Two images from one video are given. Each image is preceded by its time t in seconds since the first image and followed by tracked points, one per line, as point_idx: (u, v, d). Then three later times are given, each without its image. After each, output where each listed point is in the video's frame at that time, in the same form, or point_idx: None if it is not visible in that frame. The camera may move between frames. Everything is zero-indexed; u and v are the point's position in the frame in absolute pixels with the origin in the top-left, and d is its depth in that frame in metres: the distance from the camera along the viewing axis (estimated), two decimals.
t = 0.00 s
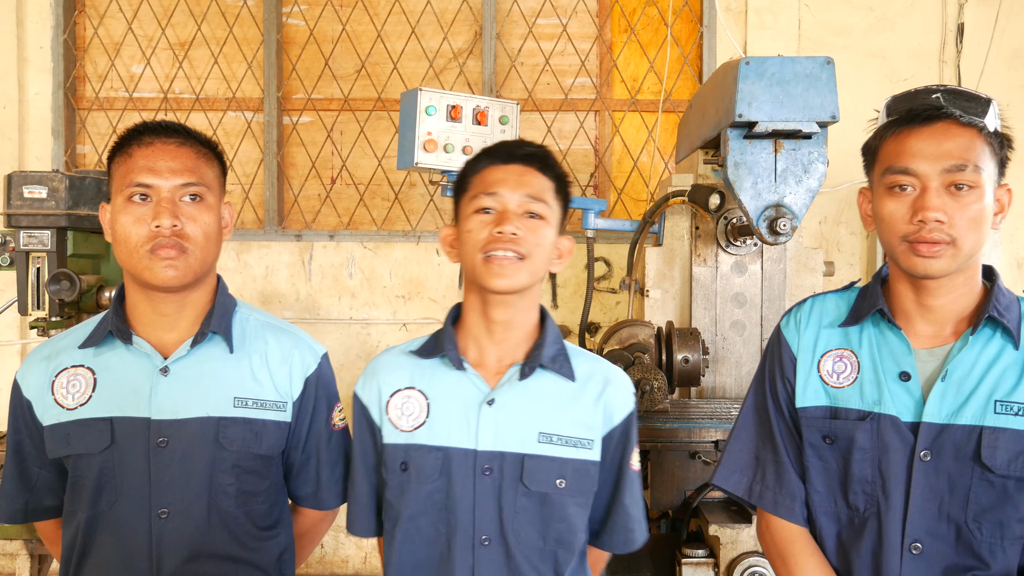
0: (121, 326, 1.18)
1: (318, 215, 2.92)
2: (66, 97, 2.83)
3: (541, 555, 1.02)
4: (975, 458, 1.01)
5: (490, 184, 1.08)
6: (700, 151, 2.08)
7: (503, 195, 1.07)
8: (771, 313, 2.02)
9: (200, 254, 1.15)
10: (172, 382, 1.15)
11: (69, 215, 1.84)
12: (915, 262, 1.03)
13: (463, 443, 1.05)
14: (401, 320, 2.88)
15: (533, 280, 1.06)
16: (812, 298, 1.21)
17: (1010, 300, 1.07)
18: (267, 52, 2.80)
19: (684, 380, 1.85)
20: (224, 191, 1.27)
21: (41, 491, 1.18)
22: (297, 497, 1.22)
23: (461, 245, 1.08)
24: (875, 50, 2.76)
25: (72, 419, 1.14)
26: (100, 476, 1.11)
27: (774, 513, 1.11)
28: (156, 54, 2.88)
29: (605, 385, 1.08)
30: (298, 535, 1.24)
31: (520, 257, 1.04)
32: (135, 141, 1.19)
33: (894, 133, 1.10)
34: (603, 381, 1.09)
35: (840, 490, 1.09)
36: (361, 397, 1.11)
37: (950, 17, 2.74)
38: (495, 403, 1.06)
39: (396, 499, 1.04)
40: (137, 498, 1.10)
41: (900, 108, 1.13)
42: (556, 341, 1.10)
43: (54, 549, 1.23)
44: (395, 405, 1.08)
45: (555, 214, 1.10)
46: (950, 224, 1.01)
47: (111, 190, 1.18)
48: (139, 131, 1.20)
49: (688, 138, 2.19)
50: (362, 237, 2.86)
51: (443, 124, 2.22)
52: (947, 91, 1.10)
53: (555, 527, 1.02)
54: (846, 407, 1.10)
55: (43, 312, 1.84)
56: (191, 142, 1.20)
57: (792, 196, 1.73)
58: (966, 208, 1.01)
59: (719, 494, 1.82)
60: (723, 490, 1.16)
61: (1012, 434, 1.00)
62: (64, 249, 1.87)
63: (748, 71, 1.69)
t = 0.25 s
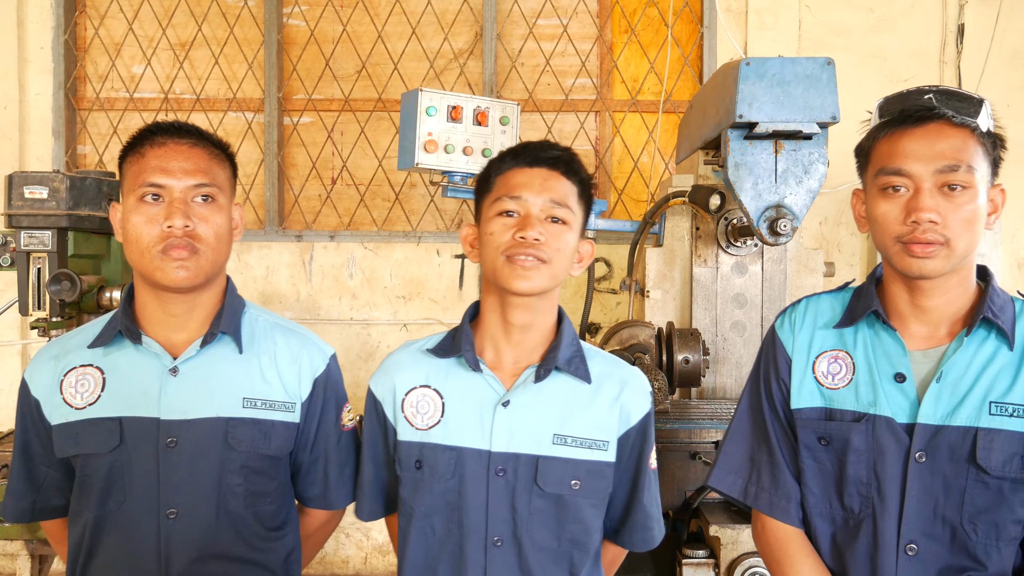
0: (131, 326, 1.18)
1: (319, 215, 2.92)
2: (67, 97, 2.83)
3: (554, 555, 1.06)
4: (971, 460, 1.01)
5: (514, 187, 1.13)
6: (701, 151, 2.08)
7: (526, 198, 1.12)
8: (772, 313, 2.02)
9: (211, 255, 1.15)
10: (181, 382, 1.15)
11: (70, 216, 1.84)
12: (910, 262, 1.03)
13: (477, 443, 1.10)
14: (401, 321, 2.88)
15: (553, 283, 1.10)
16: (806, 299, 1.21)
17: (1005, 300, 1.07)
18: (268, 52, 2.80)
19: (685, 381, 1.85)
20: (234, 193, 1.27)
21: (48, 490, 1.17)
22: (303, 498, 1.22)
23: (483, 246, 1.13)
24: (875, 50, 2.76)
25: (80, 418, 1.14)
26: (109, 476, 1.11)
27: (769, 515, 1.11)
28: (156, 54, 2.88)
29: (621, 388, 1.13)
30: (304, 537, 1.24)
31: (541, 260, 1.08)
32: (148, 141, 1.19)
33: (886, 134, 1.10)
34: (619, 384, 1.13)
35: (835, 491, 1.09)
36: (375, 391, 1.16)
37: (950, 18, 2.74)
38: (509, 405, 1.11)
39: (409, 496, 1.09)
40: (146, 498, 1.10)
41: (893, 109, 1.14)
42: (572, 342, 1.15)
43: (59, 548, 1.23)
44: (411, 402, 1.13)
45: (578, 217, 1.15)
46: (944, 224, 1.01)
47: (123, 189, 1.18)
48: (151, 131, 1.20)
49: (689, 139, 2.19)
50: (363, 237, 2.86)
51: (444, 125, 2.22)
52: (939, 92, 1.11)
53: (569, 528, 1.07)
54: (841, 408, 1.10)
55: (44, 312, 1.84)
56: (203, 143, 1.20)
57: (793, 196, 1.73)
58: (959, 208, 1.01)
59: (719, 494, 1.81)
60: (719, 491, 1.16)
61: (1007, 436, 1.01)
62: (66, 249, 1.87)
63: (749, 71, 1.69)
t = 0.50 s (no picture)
0: (134, 326, 1.18)
1: (320, 216, 2.92)
2: (68, 97, 2.83)
3: (558, 559, 1.07)
4: (970, 459, 1.01)
5: (522, 190, 1.13)
6: (701, 152, 2.09)
7: (534, 202, 1.12)
8: (773, 314, 2.02)
9: (215, 256, 1.15)
10: (183, 382, 1.15)
11: (71, 216, 1.84)
12: (908, 260, 1.03)
13: (481, 444, 1.10)
14: (402, 321, 2.88)
15: (558, 288, 1.11)
16: (804, 297, 1.21)
17: (1003, 300, 1.07)
18: (269, 53, 2.80)
19: (685, 382, 1.85)
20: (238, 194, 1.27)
21: (53, 488, 1.18)
22: (308, 499, 1.23)
23: (490, 249, 1.14)
24: (876, 51, 2.76)
25: (83, 417, 1.14)
26: (110, 475, 1.11)
27: (766, 514, 1.11)
28: (157, 55, 2.88)
29: (629, 390, 1.14)
30: (308, 538, 1.24)
31: (546, 265, 1.09)
32: (152, 142, 1.20)
33: (884, 133, 1.10)
34: (627, 386, 1.14)
35: (833, 491, 1.09)
36: (381, 388, 1.17)
37: (951, 19, 2.74)
38: (515, 406, 1.11)
39: (413, 495, 1.10)
40: (147, 498, 1.10)
41: (890, 108, 1.15)
42: (578, 344, 1.15)
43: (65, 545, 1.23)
44: (416, 401, 1.14)
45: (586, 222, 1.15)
46: (942, 222, 1.01)
47: (127, 189, 1.19)
48: (156, 132, 1.20)
49: (689, 139, 2.19)
50: (364, 238, 2.86)
51: (445, 125, 2.22)
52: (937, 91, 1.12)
53: (573, 530, 1.07)
54: (839, 408, 1.10)
55: (45, 312, 1.84)
56: (208, 144, 1.21)
57: (793, 197, 1.73)
58: (958, 206, 1.01)
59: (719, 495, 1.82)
60: (716, 491, 1.16)
61: (1006, 435, 1.01)
62: (67, 250, 1.87)
63: (750, 72, 1.69)
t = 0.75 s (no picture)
0: (128, 326, 1.18)
1: (320, 216, 2.92)
2: (68, 98, 2.83)
3: (557, 562, 1.06)
4: (971, 458, 1.01)
5: (524, 191, 1.13)
6: (702, 151, 2.08)
7: (535, 203, 1.12)
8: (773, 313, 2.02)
9: (207, 256, 1.15)
10: (177, 382, 1.15)
11: (72, 216, 1.84)
12: (910, 259, 1.03)
13: (483, 446, 1.11)
14: (403, 321, 2.88)
15: (561, 289, 1.11)
16: (804, 296, 1.21)
17: (1004, 298, 1.07)
18: (269, 53, 2.80)
19: (686, 381, 1.85)
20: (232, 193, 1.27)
21: (50, 489, 1.18)
22: (304, 498, 1.23)
23: (492, 250, 1.13)
24: (876, 50, 2.76)
25: (78, 418, 1.14)
26: (105, 476, 1.11)
27: (767, 513, 1.11)
28: (158, 55, 2.88)
29: (629, 394, 1.13)
30: (306, 536, 1.24)
31: (548, 267, 1.09)
32: (143, 142, 1.20)
33: (886, 130, 1.10)
34: (628, 390, 1.14)
35: (834, 490, 1.09)
36: (386, 395, 1.18)
37: (952, 18, 2.74)
38: (517, 407, 1.11)
39: (416, 498, 1.09)
40: (142, 499, 1.10)
41: (892, 105, 1.15)
42: (581, 346, 1.15)
43: (64, 546, 1.23)
44: (418, 403, 1.14)
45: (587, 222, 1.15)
46: (945, 221, 1.01)
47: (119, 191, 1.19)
48: (148, 132, 1.20)
49: (690, 139, 2.18)
50: (364, 238, 2.86)
51: (445, 125, 2.22)
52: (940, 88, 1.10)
53: (570, 533, 1.07)
54: (840, 407, 1.10)
55: (46, 313, 1.84)
56: (199, 143, 1.21)
57: (794, 196, 1.73)
58: (960, 204, 1.01)
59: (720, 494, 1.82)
60: (716, 490, 1.16)
61: (1007, 434, 1.01)
62: (68, 250, 1.87)
63: (751, 71, 1.69)
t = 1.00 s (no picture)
0: (123, 325, 1.18)
1: (321, 215, 2.92)
2: (69, 96, 2.83)
3: (559, 564, 1.06)
4: (975, 457, 1.01)
5: (532, 191, 1.13)
6: (703, 151, 2.08)
7: (545, 205, 1.12)
8: (775, 312, 2.02)
9: (200, 254, 1.15)
10: (173, 381, 1.14)
11: (73, 215, 1.84)
12: (916, 260, 1.03)
13: (487, 447, 1.11)
14: (404, 320, 2.88)
15: (568, 292, 1.11)
16: (808, 295, 1.21)
17: (1008, 298, 1.07)
18: (270, 52, 2.80)
19: (687, 380, 1.85)
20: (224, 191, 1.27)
21: (46, 490, 1.17)
22: (301, 497, 1.23)
23: (499, 250, 1.13)
24: (877, 49, 2.76)
25: (73, 418, 1.14)
26: (102, 476, 1.11)
27: (770, 512, 1.11)
28: (159, 54, 2.88)
29: (629, 396, 1.14)
30: (302, 534, 1.24)
31: (557, 270, 1.09)
32: (134, 142, 1.20)
33: (892, 131, 1.10)
34: (628, 392, 1.14)
35: (837, 489, 1.09)
36: (387, 399, 1.17)
37: (953, 17, 2.74)
38: (520, 407, 1.12)
39: (418, 502, 1.09)
40: (139, 498, 1.10)
41: (896, 105, 1.13)
42: (584, 348, 1.15)
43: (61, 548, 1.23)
44: (420, 406, 1.14)
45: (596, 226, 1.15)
46: (950, 223, 1.01)
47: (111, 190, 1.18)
48: (139, 131, 1.20)
49: (691, 138, 2.18)
50: (365, 237, 2.86)
51: (446, 124, 2.22)
52: (945, 87, 1.10)
53: (572, 535, 1.07)
54: (844, 406, 1.10)
55: (47, 312, 1.84)
56: (191, 141, 1.21)
57: (796, 195, 1.73)
58: (966, 206, 1.01)
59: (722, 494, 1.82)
60: (719, 489, 1.16)
61: (1011, 433, 1.01)
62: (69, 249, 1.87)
63: (752, 70, 1.69)
